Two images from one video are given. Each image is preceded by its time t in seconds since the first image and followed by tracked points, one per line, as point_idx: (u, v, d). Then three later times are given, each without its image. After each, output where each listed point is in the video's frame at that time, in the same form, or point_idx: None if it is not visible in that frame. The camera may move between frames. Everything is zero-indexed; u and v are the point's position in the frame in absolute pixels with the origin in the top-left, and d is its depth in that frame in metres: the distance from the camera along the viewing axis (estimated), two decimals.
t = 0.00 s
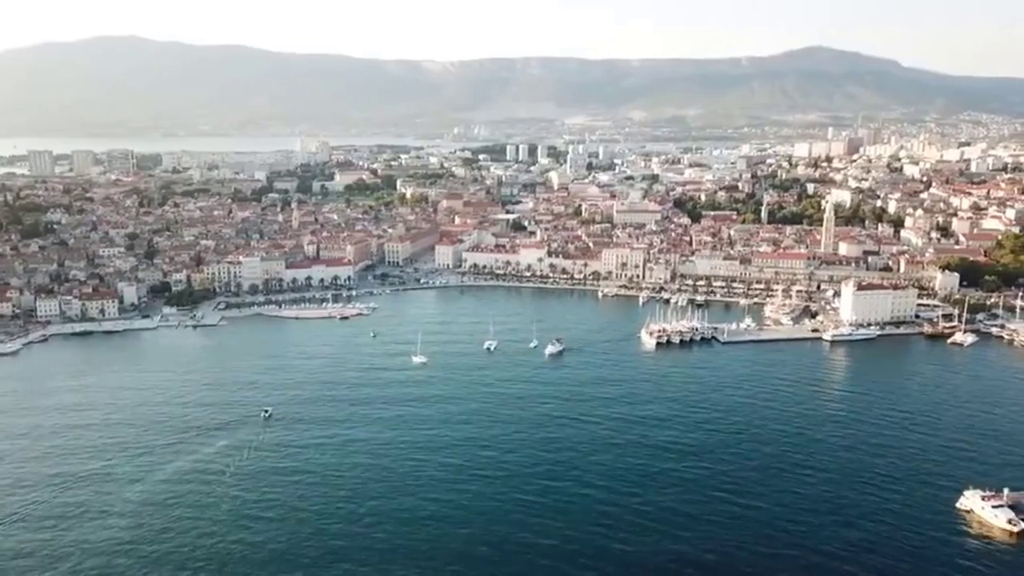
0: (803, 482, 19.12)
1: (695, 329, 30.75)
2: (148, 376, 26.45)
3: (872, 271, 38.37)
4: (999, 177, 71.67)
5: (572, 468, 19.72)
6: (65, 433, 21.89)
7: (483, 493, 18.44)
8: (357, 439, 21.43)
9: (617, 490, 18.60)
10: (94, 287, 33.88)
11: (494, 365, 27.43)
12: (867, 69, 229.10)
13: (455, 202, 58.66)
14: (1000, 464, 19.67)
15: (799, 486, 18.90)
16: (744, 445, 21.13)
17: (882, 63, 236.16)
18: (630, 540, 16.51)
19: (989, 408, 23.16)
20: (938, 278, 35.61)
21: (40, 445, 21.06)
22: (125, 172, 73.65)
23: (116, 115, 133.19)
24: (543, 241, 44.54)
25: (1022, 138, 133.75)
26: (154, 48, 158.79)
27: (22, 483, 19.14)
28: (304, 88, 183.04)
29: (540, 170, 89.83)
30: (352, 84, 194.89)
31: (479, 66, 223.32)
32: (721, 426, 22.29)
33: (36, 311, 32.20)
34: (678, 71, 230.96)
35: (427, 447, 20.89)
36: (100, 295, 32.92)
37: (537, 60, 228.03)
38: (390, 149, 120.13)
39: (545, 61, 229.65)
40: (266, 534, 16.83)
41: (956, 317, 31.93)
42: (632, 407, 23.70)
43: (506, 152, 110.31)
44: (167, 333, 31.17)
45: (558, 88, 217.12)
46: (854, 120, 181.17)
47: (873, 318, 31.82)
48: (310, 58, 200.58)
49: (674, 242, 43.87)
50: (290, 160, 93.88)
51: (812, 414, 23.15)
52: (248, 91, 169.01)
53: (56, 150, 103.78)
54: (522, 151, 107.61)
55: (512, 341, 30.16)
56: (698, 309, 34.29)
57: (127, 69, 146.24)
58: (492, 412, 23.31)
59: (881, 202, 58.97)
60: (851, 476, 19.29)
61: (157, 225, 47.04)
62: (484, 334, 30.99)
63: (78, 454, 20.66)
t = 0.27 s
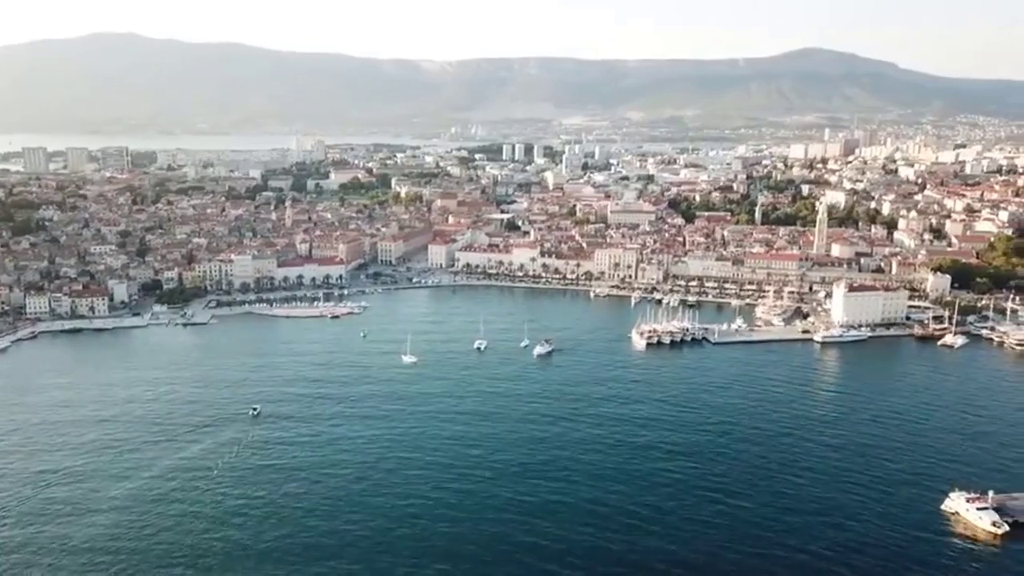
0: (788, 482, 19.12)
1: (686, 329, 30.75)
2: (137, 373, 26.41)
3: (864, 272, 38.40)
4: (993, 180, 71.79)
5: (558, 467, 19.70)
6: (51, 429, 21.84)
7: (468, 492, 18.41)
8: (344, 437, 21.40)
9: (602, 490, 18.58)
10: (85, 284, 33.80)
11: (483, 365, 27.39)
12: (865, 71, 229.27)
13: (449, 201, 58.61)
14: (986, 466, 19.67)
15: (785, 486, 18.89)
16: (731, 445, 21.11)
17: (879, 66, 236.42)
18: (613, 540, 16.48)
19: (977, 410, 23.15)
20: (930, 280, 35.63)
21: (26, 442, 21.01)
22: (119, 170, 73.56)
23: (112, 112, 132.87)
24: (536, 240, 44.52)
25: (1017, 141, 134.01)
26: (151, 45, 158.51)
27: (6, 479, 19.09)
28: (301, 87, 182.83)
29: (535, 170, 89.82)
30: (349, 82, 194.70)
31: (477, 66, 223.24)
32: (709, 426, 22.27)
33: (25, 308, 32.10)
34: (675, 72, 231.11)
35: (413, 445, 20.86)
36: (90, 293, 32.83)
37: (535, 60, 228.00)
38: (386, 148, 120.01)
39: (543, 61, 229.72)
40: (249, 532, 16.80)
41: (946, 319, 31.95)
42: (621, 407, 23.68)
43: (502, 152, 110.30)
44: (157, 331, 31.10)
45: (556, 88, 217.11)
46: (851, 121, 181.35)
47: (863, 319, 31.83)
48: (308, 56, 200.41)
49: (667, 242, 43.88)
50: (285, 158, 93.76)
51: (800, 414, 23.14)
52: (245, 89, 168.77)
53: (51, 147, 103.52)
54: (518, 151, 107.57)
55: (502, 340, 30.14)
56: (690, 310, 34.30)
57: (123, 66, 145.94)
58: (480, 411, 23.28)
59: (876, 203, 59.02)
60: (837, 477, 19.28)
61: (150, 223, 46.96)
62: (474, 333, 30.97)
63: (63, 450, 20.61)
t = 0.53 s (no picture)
0: (768, 481, 19.18)
1: (670, 329, 30.82)
2: (118, 371, 26.23)
3: (848, 273, 38.59)
4: (977, 181, 72.29)
5: (540, 467, 19.69)
6: (30, 428, 21.66)
7: (449, 491, 18.38)
8: (326, 436, 21.33)
9: (583, 489, 18.59)
10: (66, 283, 33.51)
11: (467, 364, 27.34)
12: (851, 72, 230.56)
13: (436, 200, 58.50)
14: (965, 465, 19.81)
15: (765, 485, 18.95)
16: (713, 444, 21.17)
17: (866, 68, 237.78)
18: (593, 539, 16.49)
19: (957, 410, 23.30)
20: (913, 281, 35.84)
21: (4, 440, 20.85)
22: (103, 167, 73.04)
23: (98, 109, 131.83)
24: (522, 240, 44.48)
25: (1002, 143, 135.06)
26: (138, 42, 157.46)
27: None
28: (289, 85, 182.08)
29: (523, 169, 89.78)
30: (337, 80, 194.03)
31: (466, 65, 222.92)
32: (691, 426, 22.32)
33: (5, 307, 31.80)
34: (664, 72, 231.59)
35: (395, 445, 20.79)
36: (72, 291, 32.55)
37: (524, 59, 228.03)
38: (374, 147, 119.76)
39: (532, 61, 229.61)
40: (228, 531, 16.68)
41: (929, 319, 32.14)
42: (603, 407, 23.70)
43: (490, 151, 110.18)
44: (139, 330, 30.88)
45: (545, 88, 217.23)
46: (838, 122, 182.26)
47: (846, 320, 31.98)
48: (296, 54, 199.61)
49: (653, 243, 43.95)
50: (272, 156, 93.37)
51: (782, 414, 23.22)
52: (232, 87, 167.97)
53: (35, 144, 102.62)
54: (506, 150, 107.54)
55: (486, 340, 30.11)
56: (674, 310, 34.37)
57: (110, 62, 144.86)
58: (463, 410, 23.25)
59: (861, 204, 59.32)
60: (817, 476, 19.37)
61: (133, 221, 46.63)
62: (459, 333, 30.93)
63: (42, 448, 20.46)
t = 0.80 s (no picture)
0: (744, 479, 19.28)
1: (649, 329, 30.92)
2: (92, 371, 25.93)
3: (825, 273, 38.90)
4: (953, 182, 73.11)
5: (517, 466, 19.67)
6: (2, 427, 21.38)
7: (426, 491, 18.31)
8: (303, 436, 21.18)
9: (561, 488, 18.59)
10: (40, 282, 33.05)
11: (445, 364, 27.26)
12: (830, 74, 232.58)
13: (416, 199, 58.35)
14: (939, 462, 20.01)
15: (741, 483, 19.04)
16: (690, 442, 21.25)
17: (845, 69, 239.93)
18: (570, 537, 16.48)
19: (930, 408, 23.55)
20: (889, 280, 36.19)
21: None
22: (79, 165, 72.14)
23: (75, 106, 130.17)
24: (503, 240, 44.45)
25: (977, 145, 136.82)
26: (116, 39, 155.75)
27: None
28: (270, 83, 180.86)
29: (505, 169, 89.73)
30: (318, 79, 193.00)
31: (448, 64, 222.49)
32: (668, 425, 22.39)
33: None
34: (645, 72, 232.39)
35: (372, 444, 20.69)
36: (46, 290, 32.10)
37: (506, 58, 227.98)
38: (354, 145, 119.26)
39: (514, 60, 229.48)
40: (201, 532, 16.50)
41: (904, 319, 32.48)
42: (582, 406, 23.72)
43: (471, 151, 110.05)
44: (114, 330, 30.53)
45: (526, 88, 217.41)
46: (817, 123, 183.74)
47: (823, 319, 32.24)
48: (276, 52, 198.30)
49: (632, 242, 44.08)
50: (251, 155, 92.65)
51: (759, 413, 23.36)
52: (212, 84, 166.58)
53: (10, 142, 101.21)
54: (488, 150, 107.48)
55: (466, 340, 30.04)
56: (653, 310, 34.49)
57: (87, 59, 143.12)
58: (440, 409, 23.19)
59: (839, 204, 59.83)
60: (792, 474, 19.49)
61: (110, 220, 46.10)
62: (438, 333, 30.84)
63: (14, 448, 20.18)
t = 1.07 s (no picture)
0: (720, 476, 19.39)
1: (626, 328, 31.05)
2: (64, 373, 25.53)
3: (800, 272, 39.26)
4: (925, 182, 74.14)
5: (494, 466, 19.64)
6: None
7: (402, 491, 18.22)
8: (278, 437, 21.01)
9: (537, 487, 18.59)
10: (9, 284, 32.49)
11: (422, 364, 27.17)
12: (805, 75, 234.91)
13: (393, 199, 58.13)
14: (910, 459, 20.27)
15: (716, 481, 19.16)
16: (667, 441, 21.36)
17: (819, 70, 242.47)
18: (546, 536, 16.48)
19: (903, 405, 23.83)
20: (863, 279, 36.61)
21: None
22: (50, 165, 71.05)
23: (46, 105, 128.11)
24: (481, 240, 44.38)
25: (948, 146, 138.88)
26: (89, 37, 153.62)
27: None
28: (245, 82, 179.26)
29: (483, 169, 89.66)
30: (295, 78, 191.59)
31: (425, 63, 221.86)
32: (645, 423, 22.47)
33: None
34: (622, 73, 233.27)
35: (348, 445, 20.58)
36: (15, 292, 31.55)
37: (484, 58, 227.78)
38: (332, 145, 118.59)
39: (492, 60, 229.31)
40: (175, 534, 16.29)
41: (877, 317, 32.87)
42: (559, 405, 23.75)
43: (449, 150, 109.86)
44: (86, 332, 30.11)
45: (504, 88, 217.51)
46: (792, 124, 185.49)
47: (798, 318, 32.53)
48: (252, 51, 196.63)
49: (610, 242, 44.27)
50: (226, 154, 91.76)
51: (734, 410, 23.53)
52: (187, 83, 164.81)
53: None
54: (465, 150, 107.36)
55: (443, 340, 29.96)
56: (631, 309, 34.63)
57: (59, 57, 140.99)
58: (417, 410, 23.12)
59: (813, 204, 60.47)
60: (768, 471, 19.64)
61: (82, 220, 45.45)
62: (416, 333, 30.73)
63: None
